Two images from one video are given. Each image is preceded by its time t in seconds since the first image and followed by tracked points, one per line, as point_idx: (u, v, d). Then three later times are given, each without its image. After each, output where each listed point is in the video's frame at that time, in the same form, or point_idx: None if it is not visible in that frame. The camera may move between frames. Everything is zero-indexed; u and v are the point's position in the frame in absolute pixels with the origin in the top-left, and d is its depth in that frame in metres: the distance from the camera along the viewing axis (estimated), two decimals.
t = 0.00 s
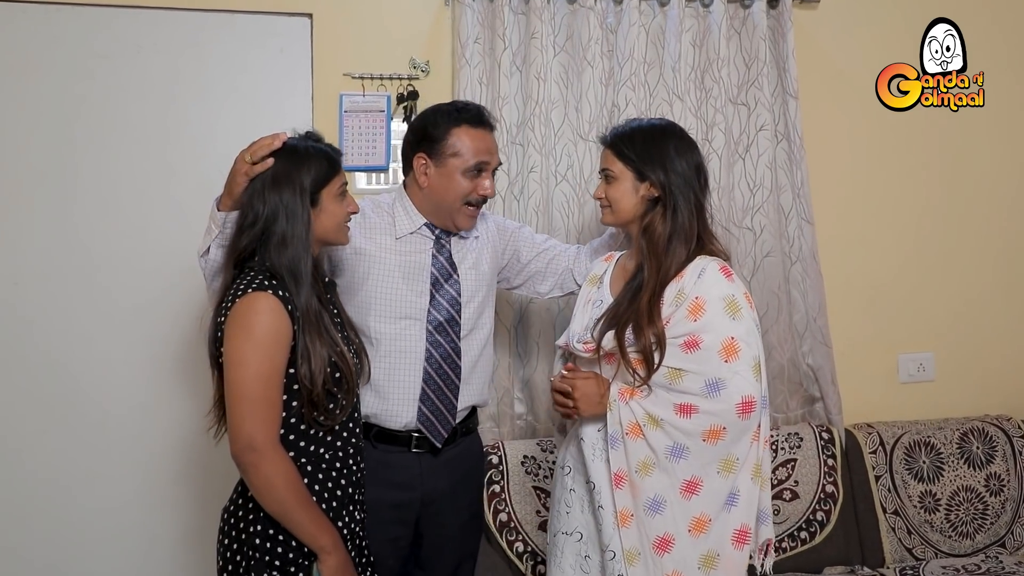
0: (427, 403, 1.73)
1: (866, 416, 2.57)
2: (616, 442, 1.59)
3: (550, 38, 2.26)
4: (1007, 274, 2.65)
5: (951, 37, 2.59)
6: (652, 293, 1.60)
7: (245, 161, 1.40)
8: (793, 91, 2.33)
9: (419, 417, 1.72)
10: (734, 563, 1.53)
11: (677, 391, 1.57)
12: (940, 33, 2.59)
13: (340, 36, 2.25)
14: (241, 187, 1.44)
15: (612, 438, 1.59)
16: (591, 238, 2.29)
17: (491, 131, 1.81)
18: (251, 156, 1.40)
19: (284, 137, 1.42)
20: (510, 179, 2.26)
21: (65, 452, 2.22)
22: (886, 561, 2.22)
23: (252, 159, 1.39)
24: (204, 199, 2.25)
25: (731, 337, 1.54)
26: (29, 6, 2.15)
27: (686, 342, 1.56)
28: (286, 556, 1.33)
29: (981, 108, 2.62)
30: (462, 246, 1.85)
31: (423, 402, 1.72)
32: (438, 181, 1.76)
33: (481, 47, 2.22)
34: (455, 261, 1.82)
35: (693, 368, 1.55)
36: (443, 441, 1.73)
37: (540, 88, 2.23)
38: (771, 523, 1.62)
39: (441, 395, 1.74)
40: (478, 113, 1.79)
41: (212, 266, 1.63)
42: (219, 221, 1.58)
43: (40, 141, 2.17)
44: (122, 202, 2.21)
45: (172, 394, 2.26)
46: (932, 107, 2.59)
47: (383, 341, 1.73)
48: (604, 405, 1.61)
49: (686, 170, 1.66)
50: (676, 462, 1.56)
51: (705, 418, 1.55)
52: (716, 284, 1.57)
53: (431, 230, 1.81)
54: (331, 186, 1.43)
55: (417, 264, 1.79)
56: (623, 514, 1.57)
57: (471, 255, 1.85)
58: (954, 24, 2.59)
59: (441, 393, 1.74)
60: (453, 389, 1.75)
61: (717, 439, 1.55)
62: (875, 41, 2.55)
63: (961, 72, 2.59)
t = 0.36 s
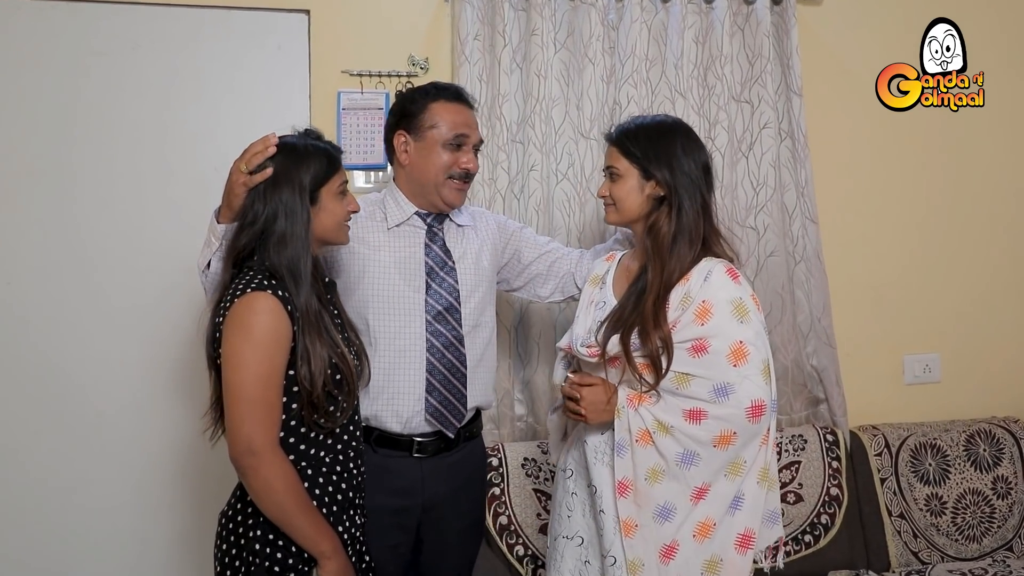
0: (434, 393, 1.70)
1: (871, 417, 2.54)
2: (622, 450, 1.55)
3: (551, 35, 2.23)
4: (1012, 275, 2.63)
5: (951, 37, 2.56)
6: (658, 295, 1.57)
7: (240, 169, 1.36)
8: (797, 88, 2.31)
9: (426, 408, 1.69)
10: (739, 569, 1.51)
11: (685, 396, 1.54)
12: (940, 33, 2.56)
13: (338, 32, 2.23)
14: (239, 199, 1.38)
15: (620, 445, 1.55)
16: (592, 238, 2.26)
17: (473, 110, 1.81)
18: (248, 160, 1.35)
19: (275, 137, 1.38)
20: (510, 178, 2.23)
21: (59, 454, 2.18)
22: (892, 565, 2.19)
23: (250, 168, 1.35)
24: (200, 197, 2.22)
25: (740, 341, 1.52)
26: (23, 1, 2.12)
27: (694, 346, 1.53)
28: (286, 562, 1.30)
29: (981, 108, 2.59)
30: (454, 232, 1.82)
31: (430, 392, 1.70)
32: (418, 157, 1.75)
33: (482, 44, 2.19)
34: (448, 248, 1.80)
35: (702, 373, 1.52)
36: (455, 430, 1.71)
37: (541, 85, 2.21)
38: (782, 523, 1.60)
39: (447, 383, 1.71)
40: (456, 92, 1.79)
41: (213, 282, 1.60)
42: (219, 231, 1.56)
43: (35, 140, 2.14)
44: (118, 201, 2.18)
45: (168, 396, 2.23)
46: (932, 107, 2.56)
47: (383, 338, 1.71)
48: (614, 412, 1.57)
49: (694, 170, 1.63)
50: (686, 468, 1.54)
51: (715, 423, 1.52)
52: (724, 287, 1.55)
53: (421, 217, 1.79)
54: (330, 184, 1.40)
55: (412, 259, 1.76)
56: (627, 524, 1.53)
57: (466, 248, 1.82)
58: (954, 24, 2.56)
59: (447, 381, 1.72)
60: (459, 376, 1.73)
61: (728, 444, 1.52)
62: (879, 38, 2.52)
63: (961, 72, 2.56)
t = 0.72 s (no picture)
0: (431, 392, 1.68)
1: (875, 418, 2.51)
2: (626, 451, 1.53)
3: (552, 33, 2.21)
4: (1016, 275, 2.60)
5: (951, 37, 2.53)
6: (660, 292, 1.55)
7: (241, 177, 1.35)
8: (801, 86, 2.28)
9: (423, 408, 1.67)
10: (745, 572, 1.48)
11: (688, 396, 1.52)
12: (939, 33, 2.53)
13: (335, 29, 2.20)
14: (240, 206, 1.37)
15: (622, 447, 1.53)
16: (593, 237, 2.24)
17: (468, 107, 1.77)
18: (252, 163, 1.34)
19: (272, 141, 1.36)
20: (510, 176, 2.20)
21: (53, 457, 2.16)
22: (897, 569, 2.16)
23: (249, 174, 1.34)
24: (197, 196, 2.19)
25: (744, 341, 1.50)
26: None
27: (697, 346, 1.51)
28: (281, 567, 1.28)
29: (981, 108, 2.56)
30: (450, 231, 1.80)
31: (426, 392, 1.67)
32: (405, 153, 1.75)
33: (481, 41, 2.17)
34: (444, 247, 1.78)
35: (705, 373, 1.50)
36: (453, 430, 1.69)
37: (541, 83, 2.19)
38: (790, 528, 1.58)
39: (444, 383, 1.69)
40: (450, 89, 1.76)
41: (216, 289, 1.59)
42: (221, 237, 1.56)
43: (28, 138, 2.12)
44: (113, 200, 2.15)
45: (163, 397, 2.20)
46: (932, 107, 2.54)
47: (377, 337, 1.68)
48: (615, 413, 1.55)
49: (694, 168, 1.61)
50: (689, 470, 1.51)
51: (719, 424, 1.49)
52: (726, 285, 1.52)
53: (416, 216, 1.77)
54: (330, 190, 1.37)
55: (408, 260, 1.74)
56: (631, 526, 1.51)
57: (464, 248, 1.80)
58: (954, 24, 2.54)
59: (443, 381, 1.69)
60: (456, 375, 1.71)
61: (732, 445, 1.50)
62: (882, 36, 2.50)
63: (961, 72, 2.54)
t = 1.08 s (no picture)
0: (427, 395, 1.67)
1: (876, 419, 2.50)
2: (625, 451, 1.52)
3: (552, 32, 2.20)
4: (1018, 275, 2.59)
5: (951, 37, 2.52)
6: (660, 292, 1.54)
7: (247, 185, 1.34)
8: (802, 85, 2.27)
9: (419, 410, 1.65)
10: (744, 572, 1.48)
11: (688, 395, 1.51)
12: (939, 33, 2.52)
13: (334, 29, 2.19)
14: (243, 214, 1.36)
15: (622, 446, 1.52)
16: (594, 237, 2.23)
17: (451, 110, 1.71)
18: (263, 164, 1.33)
19: (287, 144, 1.35)
20: (510, 176, 2.19)
21: (51, 458, 2.14)
22: (898, 570, 2.16)
23: (255, 183, 1.33)
24: (196, 196, 2.18)
25: (744, 339, 1.49)
26: None
27: (697, 344, 1.50)
28: (280, 567, 1.28)
29: (981, 109, 2.55)
30: (449, 236, 1.78)
31: (422, 395, 1.66)
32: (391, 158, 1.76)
33: (481, 40, 2.16)
34: (441, 249, 1.77)
35: (705, 371, 1.49)
36: (450, 433, 1.68)
37: (541, 83, 2.18)
38: (790, 529, 1.57)
39: (440, 386, 1.68)
40: (442, 93, 1.72)
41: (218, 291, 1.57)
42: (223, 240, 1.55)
43: (27, 137, 2.11)
44: (111, 199, 2.14)
45: (161, 398, 2.19)
46: (932, 107, 2.53)
47: (377, 337, 1.67)
48: (614, 412, 1.53)
49: (694, 165, 1.60)
50: (689, 469, 1.50)
51: (719, 423, 1.49)
52: (727, 284, 1.52)
53: (414, 220, 1.76)
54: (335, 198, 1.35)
55: (408, 261, 1.73)
56: (631, 526, 1.50)
57: (466, 254, 1.79)
58: (954, 24, 2.53)
59: (439, 383, 1.68)
60: (453, 378, 1.70)
61: (731, 444, 1.49)
62: (883, 35, 2.49)
63: (961, 72, 2.52)
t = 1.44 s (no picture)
0: (425, 402, 1.64)
1: (878, 420, 2.49)
2: (629, 451, 1.50)
3: (552, 30, 2.18)
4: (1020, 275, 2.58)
5: (951, 37, 2.51)
6: (664, 292, 1.52)
7: (247, 194, 1.32)
8: (803, 84, 2.26)
9: (416, 416, 1.64)
10: (749, 572, 1.46)
11: (691, 394, 1.50)
12: (939, 33, 2.51)
13: (333, 27, 2.18)
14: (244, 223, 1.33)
15: (627, 446, 1.50)
16: (595, 237, 2.22)
17: (437, 113, 1.67)
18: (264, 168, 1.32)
19: (290, 144, 1.34)
20: (511, 175, 2.18)
21: (46, 459, 2.13)
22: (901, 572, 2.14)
23: (254, 193, 1.31)
24: (194, 195, 2.17)
25: (748, 338, 1.48)
26: None
27: (701, 343, 1.49)
28: (275, 569, 1.25)
29: (981, 109, 2.54)
30: (453, 239, 1.76)
31: (420, 402, 1.64)
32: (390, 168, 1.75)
33: (481, 39, 2.14)
34: (445, 254, 1.75)
35: (709, 370, 1.48)
36: (446, 441, 1.65)
37: (541, 81, 2.16)
38: (793, 528, 1.55)
39: (438, 393, 1.66)
40: (425, 96, 1.68)
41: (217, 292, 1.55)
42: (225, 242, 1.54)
43: (23, 136, 2.09)
44: (108, 199, 2.13)
45: (159, 399, 2.18)
46: (932, 107, 2.51)
47: (379, 339, 1.65)
48: (619, 413, 1.51)
49: (695, 163, 1.59)
50: (693, 469, 1.48)
51: (723, 421, 1.47)
52: (731, 283, 1.50)
53: (419, 226, 1.74)
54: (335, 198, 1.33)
55: (412, 262, 1.72)
56: (635, 527, 1.48)
57: (471, 257, 1.78)
58: (954, 24, 2.51)
59: (437, 391, 1.66)
60: (451, 386, 1.67)
61: (736, 443, 1.48)
62: (885, 34, 2.48)
63: (961, 72, 2.51)
